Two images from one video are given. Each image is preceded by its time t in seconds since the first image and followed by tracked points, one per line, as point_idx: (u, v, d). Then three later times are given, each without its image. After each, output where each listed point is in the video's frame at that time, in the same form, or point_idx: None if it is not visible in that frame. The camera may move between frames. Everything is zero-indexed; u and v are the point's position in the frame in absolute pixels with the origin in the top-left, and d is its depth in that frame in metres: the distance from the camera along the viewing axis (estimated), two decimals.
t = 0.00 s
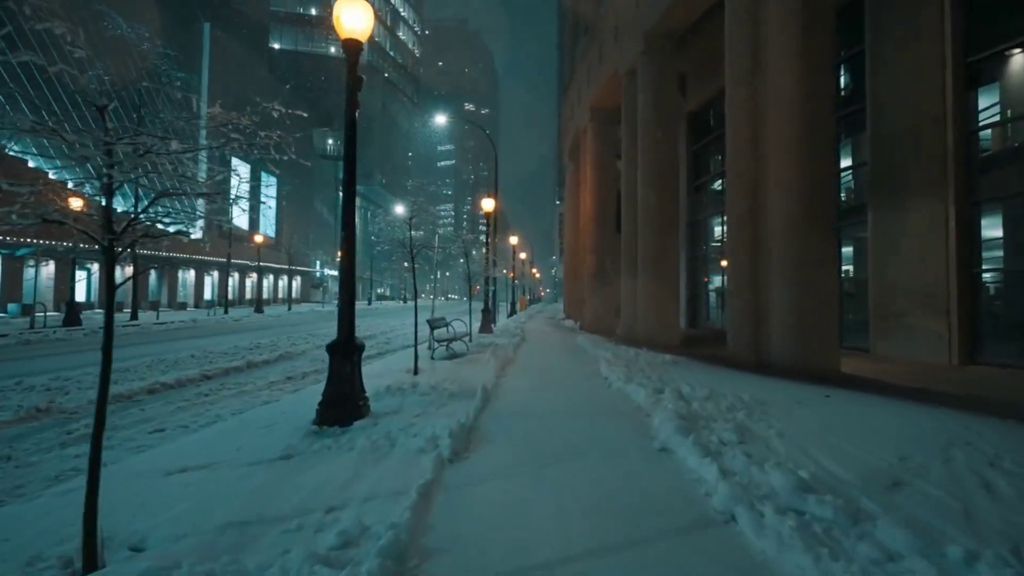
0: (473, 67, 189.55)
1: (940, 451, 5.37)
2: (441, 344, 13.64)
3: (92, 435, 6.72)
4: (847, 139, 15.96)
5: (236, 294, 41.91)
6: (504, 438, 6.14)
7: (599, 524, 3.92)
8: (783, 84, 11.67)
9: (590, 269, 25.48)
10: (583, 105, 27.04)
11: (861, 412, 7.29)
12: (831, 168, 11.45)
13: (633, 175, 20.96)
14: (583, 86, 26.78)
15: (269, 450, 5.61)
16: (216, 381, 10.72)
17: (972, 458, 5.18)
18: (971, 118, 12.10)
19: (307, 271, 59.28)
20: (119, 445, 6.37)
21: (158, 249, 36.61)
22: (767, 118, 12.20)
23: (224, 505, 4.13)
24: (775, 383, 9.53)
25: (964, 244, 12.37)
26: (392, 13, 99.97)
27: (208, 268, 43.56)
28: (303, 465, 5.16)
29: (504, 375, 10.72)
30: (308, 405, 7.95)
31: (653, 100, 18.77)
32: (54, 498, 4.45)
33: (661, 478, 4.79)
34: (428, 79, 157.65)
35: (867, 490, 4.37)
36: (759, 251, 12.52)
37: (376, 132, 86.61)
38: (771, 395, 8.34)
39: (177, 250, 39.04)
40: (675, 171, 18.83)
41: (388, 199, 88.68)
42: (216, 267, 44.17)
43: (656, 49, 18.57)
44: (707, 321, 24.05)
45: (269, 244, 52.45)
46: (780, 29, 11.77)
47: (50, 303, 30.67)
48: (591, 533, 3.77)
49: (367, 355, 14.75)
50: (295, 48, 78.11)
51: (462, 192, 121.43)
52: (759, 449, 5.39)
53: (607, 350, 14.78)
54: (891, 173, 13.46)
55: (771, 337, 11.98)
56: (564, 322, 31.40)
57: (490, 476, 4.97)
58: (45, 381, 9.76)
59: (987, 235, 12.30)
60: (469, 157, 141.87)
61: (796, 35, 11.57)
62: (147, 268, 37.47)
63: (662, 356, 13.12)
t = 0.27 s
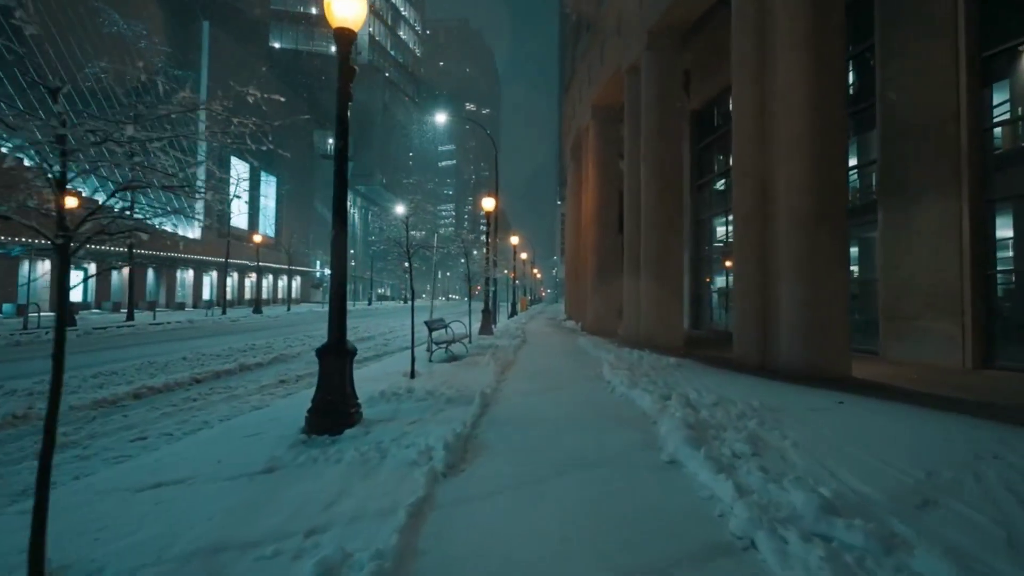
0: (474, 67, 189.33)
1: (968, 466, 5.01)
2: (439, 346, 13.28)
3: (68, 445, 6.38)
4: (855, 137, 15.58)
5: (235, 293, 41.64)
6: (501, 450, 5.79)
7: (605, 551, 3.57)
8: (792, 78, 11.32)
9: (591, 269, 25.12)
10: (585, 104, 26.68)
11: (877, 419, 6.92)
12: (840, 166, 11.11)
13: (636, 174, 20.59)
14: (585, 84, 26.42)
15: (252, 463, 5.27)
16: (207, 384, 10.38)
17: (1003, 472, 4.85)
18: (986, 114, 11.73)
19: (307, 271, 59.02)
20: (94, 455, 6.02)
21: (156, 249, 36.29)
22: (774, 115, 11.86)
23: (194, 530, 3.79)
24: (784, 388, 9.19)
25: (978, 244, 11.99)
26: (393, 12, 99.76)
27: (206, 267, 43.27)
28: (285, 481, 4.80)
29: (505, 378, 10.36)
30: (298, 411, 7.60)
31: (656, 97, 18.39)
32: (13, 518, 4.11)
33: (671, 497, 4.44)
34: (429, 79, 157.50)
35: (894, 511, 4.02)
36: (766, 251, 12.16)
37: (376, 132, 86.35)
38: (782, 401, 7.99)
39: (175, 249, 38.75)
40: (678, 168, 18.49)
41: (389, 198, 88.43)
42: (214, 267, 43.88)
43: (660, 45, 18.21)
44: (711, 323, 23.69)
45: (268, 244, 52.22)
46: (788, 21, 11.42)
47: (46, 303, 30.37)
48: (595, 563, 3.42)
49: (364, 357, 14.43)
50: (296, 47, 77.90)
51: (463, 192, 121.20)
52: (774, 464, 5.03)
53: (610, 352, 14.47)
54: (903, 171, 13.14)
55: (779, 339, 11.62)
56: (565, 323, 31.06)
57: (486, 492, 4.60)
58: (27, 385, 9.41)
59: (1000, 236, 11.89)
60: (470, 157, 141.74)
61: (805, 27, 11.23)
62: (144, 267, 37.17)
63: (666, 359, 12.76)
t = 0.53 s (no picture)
0: (474, 67, 189.05)
1: (996, 476, 4.64)
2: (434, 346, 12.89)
3: (34, 452, 6.00)
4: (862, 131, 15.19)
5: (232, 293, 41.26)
6: (494, 458, 5.40)
7: None
8: (800, 70, 10.93)
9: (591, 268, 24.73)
10: (585, 100, 26.31)
11: (893, 424, 6.53)
12: (849, 161, 10.71)
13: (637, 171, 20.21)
14: (585, 80, 26.05)
15: (223, 472, 4.87)
16: (191, 387, 10.00)
17: None
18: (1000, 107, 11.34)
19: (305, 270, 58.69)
20: (58, 464, 5.62)
21: (151, 247, 35.91)
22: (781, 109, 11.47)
23: (150, 552, 3.41)
24: (792, 390, 8.80)
25: (991, 241, 11.59)
26: (392, 10, 99.46)
27: (203, 266, 42.91)
28: (257, 494, 4.40)
29: (501, 380, 9.97)
30: (282, 415, 7.21)
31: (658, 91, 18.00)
32: None
33: (679, 513, 4.05)
34: (428, 79, 157.19)
35: (926, 531, 3.64)
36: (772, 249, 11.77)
37: (375, 131, 86.03)
38: (792, 404, 7.61)
39: (171, 247, 38.38)
40: (680, 164, 18.10)
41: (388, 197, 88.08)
42: (211, 266, 43.53)
43: (662, 38, 17.83)
44: (713, 323, 23.30)
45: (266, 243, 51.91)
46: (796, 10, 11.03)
47: (39, 302, 30.01)
48: None
49: (357, 358, 14.04)
50: (295, 45, 77.55)
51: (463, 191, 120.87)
52: (789, 476, 4.64)
53: (611, 353, 14.08)
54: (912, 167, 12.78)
55: (786, 340, 11.23)
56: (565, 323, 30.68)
57: (475, 507, 4.21)
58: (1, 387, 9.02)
59: (1012, 233, 11.53)
60: (469, 157, 141.38)
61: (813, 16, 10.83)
62: (140, 265, 36.80)
63: (669, 359, 12.36)
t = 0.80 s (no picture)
0: (473, 67, 188.98)
1: None
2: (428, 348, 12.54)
3: None
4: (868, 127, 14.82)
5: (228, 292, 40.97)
6: (485, 471, 5.06)
7: None
8: (805, 64, 10.57)
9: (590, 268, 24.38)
10: (584, 98, 25.93)
11: (906, 434, 6.22)
12: (855, 159, 10.38)
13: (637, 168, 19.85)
14: (585, 77, 25.67)
15: (195, 489, 4.53)
16: (176, 391, 9.67)
17: None
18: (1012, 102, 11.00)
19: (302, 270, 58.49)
20: (23, 477, 5.29)
21: (144, 247, 35.58)
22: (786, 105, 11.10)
23: None
24: (798, 395, 8.48)
25: (1003, 240, 11.23)
26: (391, 10, 99.22)
27: (198, 266, 42.61)
28: (229, 515, 4.06)
29: (497, 385, 9.65)
30: (262, 426, 6.85)
31: (658, 87, 17.61)
32: None
33: (684, 533, 3.74)
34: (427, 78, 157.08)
35: (953, 557, 3.33)
36: (776, 249, 11.40)
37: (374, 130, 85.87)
38: (799, 411, 7.28)
39: (166, 246, 38.09)
40: (680, 163, 17.77)
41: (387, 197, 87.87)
42: (206, 265, 43.22)
43: (662, 33, 17.46)
44: (713, 324, 22.99)
45: (262, 243, 51.61)
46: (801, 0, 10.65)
47: (32, 302, 29.66)
48: None
49: (351, 361, 13.72)
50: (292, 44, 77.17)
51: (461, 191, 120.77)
52: (804, 494, 4.30)
53: (610, 355, 13.69)
54: (919, 166, 12.46)
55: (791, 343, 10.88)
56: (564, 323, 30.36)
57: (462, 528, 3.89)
58: None
59: None
60: (468, 156, 141.03)
61: (820, 6, 10.45)
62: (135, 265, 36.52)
63: (670, 362, 12.01)
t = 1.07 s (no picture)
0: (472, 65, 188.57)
1: None
2: (425, 346, 12.17)
3: None
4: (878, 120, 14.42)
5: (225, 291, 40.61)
6: (482, 480, 4.69)
7: None
8: (816, 52, 10.19)
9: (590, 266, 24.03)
10: (585, 94, 25.54)
11: (930, 439, 5.85)
12: (867, 151, 10.01)
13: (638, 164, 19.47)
14: (586, 72, 25.28)
15: (164, 501, 4.15)
16: (161, 392, 9.26)
17: None
18: None
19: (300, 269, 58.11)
20: None
21: (140, 245, 35.21)
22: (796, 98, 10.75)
23: None
24: (810, 397, 8.10)
25: (1018, 237, 10.86)
26: (389, 7, 98.76)
27: (195, 264, 42.22)
28: (197, 531, 3.68)
29: (496, 386, 9.25)
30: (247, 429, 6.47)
31: (661, 81, 17.23)
32: None
33: (704, 555, 3.36)
34: (426, 77, 156.63)
35: None
36: (785, 244, 11.02)
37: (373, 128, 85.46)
38: (815, 414, 6.91)
39: (163, 244, 37.71)
40: (683, 159, 17.39)
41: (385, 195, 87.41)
42: (203, 264, 42.83)
43: (665, 26, 17.08)
44: (716, 323, 22.61)
45: (260, 241, 51.23)
46: None
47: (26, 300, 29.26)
48: None
49: (346, 360, 13.33)
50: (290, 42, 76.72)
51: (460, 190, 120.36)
52: (830, 507, 3.92)
53: (612, 355, 13.33)
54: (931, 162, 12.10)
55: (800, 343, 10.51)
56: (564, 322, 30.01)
57: (456, 548, 3.51)
58: None
59: None
60: (467, 155, 140.57)
61: None
62: (130, 263, 36.14)
63: (675, 362, 11.64)
